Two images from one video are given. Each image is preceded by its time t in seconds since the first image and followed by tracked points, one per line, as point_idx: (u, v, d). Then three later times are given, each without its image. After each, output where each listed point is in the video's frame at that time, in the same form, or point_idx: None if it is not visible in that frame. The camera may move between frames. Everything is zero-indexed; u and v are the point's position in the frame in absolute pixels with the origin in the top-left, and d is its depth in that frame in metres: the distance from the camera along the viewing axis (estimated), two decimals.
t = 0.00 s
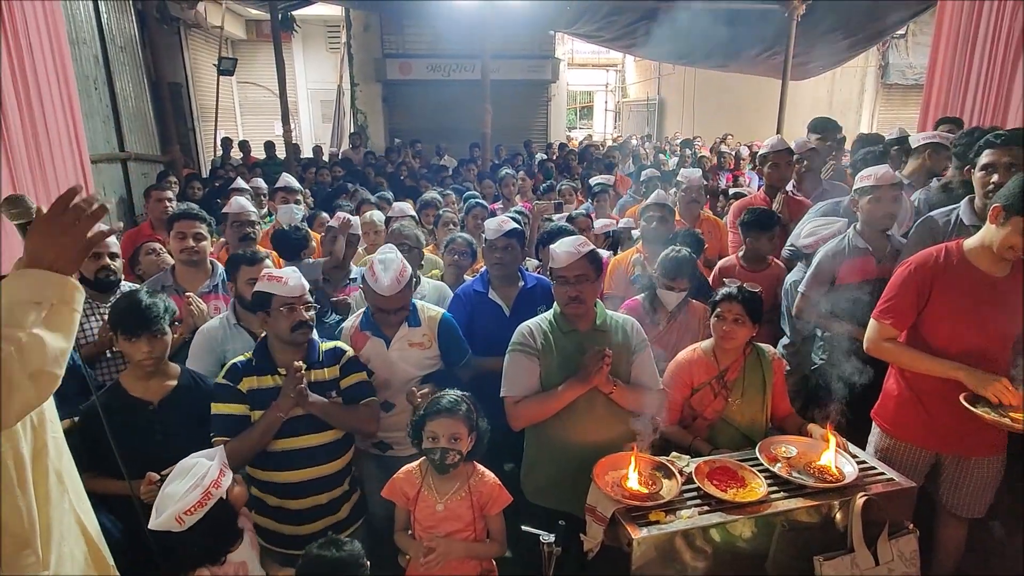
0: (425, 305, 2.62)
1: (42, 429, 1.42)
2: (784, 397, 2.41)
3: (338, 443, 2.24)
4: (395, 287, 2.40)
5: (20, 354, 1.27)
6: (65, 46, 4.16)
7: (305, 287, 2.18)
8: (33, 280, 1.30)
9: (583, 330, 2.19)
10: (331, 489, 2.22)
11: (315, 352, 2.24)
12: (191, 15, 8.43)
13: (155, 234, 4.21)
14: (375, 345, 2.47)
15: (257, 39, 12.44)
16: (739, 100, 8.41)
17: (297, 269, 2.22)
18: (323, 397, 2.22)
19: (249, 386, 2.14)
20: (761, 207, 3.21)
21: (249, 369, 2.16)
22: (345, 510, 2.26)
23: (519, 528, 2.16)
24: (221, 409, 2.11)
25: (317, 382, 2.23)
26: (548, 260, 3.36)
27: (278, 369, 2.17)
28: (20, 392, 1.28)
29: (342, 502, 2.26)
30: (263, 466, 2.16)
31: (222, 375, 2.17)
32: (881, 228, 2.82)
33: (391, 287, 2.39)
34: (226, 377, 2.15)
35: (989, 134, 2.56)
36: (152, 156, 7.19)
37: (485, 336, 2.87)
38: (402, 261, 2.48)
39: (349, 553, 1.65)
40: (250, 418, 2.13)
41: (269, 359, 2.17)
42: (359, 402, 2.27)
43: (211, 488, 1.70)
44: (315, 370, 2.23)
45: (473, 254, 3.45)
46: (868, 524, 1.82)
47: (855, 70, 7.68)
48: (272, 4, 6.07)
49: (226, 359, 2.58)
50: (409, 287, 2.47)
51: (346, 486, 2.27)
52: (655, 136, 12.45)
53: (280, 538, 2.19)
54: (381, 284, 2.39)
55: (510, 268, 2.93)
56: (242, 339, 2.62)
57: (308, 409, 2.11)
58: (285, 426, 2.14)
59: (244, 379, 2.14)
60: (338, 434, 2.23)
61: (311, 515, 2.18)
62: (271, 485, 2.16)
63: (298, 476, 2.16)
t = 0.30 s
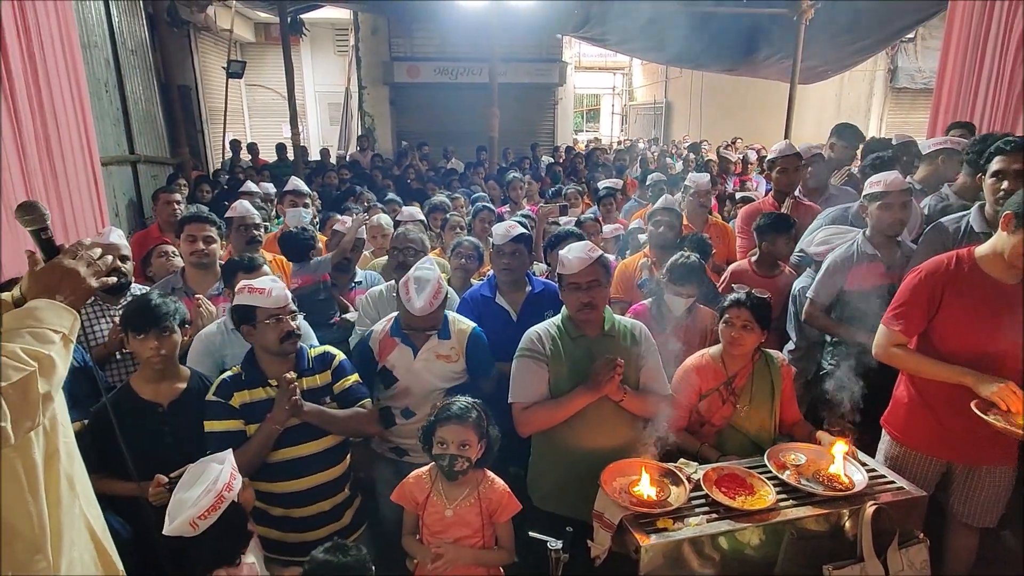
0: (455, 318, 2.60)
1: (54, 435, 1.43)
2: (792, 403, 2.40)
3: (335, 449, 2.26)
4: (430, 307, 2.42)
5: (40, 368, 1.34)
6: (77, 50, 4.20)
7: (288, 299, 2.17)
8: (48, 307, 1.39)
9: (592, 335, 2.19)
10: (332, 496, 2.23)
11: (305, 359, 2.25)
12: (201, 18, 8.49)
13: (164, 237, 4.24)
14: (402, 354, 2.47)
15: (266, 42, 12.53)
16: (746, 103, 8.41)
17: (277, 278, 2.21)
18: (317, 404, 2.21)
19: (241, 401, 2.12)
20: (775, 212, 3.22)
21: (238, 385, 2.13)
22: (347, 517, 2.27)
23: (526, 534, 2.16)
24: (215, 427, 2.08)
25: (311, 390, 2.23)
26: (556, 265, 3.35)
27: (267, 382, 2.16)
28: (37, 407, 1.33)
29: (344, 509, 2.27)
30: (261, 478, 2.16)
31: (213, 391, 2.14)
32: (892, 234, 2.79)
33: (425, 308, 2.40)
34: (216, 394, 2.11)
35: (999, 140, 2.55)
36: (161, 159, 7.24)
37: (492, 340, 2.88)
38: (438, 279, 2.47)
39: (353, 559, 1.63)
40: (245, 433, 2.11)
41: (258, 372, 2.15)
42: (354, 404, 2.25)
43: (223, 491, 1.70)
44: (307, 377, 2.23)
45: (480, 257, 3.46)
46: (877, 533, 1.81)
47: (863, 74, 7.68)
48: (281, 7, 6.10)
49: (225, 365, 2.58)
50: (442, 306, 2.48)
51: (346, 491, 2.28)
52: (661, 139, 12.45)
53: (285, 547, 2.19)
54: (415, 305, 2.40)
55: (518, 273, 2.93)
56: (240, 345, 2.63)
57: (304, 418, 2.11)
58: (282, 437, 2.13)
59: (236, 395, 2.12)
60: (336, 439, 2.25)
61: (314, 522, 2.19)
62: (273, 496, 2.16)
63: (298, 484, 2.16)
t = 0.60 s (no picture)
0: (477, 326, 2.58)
1: (64, 436, 1.44)
2: (801, 408, 2.38)
3: (340, 451, 2.27)
4: (438, 292, 2.38)
5: (51, 370, 1.34)
6: (87, 51, 4.22)
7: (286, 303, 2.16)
8: (59, 311, 1.40)
9: (601, 340, 2.19)
10: (336, 498, 2.23)
11: (303, 363, 2.25)
12: (210, 19, 8.51)
13: (172, 238, 4.27)
14: (419, 358, 2.48)
15: (274, 42, 12.58)
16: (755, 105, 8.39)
17: (272, 282, 2.19)
18: (317, 407, 2.22)
19: (241, 409, 2.11)
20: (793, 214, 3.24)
21: (238, 392, 2.13)
22: (352, 517, 2.29)
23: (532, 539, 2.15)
24: (215, 436, 2.07)
25: (310, 393, 2.23)
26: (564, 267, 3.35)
27: (267, 388, 2.16)
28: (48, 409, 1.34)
29: (349, 509, 2.28)
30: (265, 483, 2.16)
31: (211, 401, 2.13)
32: (903, 238, 2.76)
33: (431, 292, 2.37)
34: (217, 402, 2.11)
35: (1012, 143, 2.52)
36: (170, 159, 7.27)
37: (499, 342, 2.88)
38: (462, 272, 2.44)
39: (354, 563, 1.60)
40: (247, 439, 2.10)
41: (259, 378, 2.15)
42: (354, 406, 2.26)
43: (227, 496, 1.69)
44: (306, 381, 2.23)
45: (487, 259, 3.46)
46: (887, 540, 1.79)
47: (872, 75, 7.65)
48: (290, 8, 6.11)
49: (228, 367, 2.60)
50: (455, 297, 2.42)
51: (351, 492, 2.29)
52: (668, 141, 12.44)
53: (291, 551, 2.19)
54: (423, 284, 2.39)
55: (526, 276, 2.93)
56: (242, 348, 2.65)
57: (306, 422, 2.11)
58: (286, 440, 2.14)
59: (236, 402, 2.11)
60: (339, 441, 2.25)
61: (321, 525, 2.20)
62: (279, 500, 2.16)
63: (302, 489, 2.17)
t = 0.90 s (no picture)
0: (478, 326, 2.58)
1: (75, 435, 1.46)
2: (812, 415, 2.37)
3: (350, 453, 2.27)
4: (438, 281, 2.36)
5: (66, 345, 1.33)
6: (102, 52, 4.26)
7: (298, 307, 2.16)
8: (67, 276, 1.37)
9: (612, 346, 2.18)
10: (345, 500, 2.24)
11: (313, 366, 2.26)
12: (222, 20, 8.57)
13: (185, 238, 4.30)
14: (420, 357, 2.49)
15: (285, 43, 12.66)
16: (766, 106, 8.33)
17: (284, 286, 2.19)
18: (325, 409, 2.23)
19: (251, 412, 2.12)
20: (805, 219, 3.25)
21: (248, 395, 2.14)
22: (362, 519, 2.29)
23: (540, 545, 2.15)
24: (225, 438, 2.09)
25: (320, 396, 2.24)
26: (574, 270, 3.35)
27: (277, 391, 2.17)
28: (70, 384, 1.33)
29: (358, 512, 2.28)
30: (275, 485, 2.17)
31: (221, 404, 2.15)
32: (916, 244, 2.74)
33: (430, 280, 2.36)
34: (227, 405, 2.12)
35: None
36: (183, 159, 7.33)
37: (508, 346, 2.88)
38: (464, 267, 2.42)
39: (360, 567, 1.60)
40: (257, 442, 2.11)
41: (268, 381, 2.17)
42: (365, 408, 2.26)
43: (233, 495, 1.70)
44: (315, 384, 2.24)
45: (498, 262, 3.46)
46: (899, 549, 1.72)
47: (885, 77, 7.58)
48: (302, 10, 6.15)
49: (239, 368, 2.61)
50: (454, 289, 2.39)
51: (361, 494, 2.30)
52: (678, 142, 12.41)
53: (300, 553, 2.19)
54: (422, 273, 2.38)
55: (535, 279, 2.93)
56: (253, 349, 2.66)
57: (315, 425, 2.12)
58: (299, 442, 2.15)
59: (246, 404, 2.13)
60: (350, 444, 2.26)
61: (331, 527, 2.20)
62: (289, 501, 2.17)
63: (311, 492, 2.17)
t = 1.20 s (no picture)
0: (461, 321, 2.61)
1: (89, 436, 1.47)
2: (821, 420, 2.35)
3: (360, 454, 2.27)
4: (420, 274, 2.41)
5: (92, 364, 1.33)
6: (113, 52, 4.29)
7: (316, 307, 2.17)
8: (107, 304, 1.38)
9: (619, 350, 2.17)
10: (354, 500, 2.24)
11: (328, 365, 2.26)
12: (232, 20, 8.61)
13: (194, 238, 4.33)
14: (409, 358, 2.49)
15: (294, 43, 12.70)
16: (776, 106, 8.28)
17: (305, 287, 2.20)
18: (338, 409, 2.23)
19: (265, 409, 2.13)
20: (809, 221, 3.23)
21: (263, 392, 2.15)
22: (370, 519, 2.29)
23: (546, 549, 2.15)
24: (239, 432, 2.10)
25: (333, 395, 2.25)
26: (583, 271, 3.34)
27: (291, 389, 2.17)
28: (88, 405, 1.33)
29: (367, 511, 2.29)
30: (284, 484, 2.18)
31: (236, 399, 2.15)
32: (929, 247, 2.71)
33: (416, 275, 2.40)
34: (242, 400, 2.13)
35: None
36: (193, 159, 7.38)
37: (515, 348, 2.88)
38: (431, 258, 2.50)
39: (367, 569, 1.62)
40: (269, 439, 2.12)
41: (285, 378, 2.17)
42: (377, 409, 2.28)
43: (230, 485, 1.71)
44: (329, 383, 2.24)
45: (507, 263, 3.47)
46: (908, 556, 1.71)
47: (897, 77, 7.52)
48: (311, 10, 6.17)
49: (250, 368, 2.62)
50: (436, 279, 2.44)
51: (370, 494, 2.30)
52: (687, 142, 12.36)
53: (308, 552, 2.20)
54: (403, 273, 2.41)
55: (543, 281, 2.93)
56: (263, 349, 2.67)
57: (328, 424, 2.14)
58: (310, 440, 2.16)
59: (260, 401, 2.13)
60: (359, 445, 2.26)
61: (340, 526, 2.20)
62: (298, 501, 2.18)
63: (319, 491, 2.18)
